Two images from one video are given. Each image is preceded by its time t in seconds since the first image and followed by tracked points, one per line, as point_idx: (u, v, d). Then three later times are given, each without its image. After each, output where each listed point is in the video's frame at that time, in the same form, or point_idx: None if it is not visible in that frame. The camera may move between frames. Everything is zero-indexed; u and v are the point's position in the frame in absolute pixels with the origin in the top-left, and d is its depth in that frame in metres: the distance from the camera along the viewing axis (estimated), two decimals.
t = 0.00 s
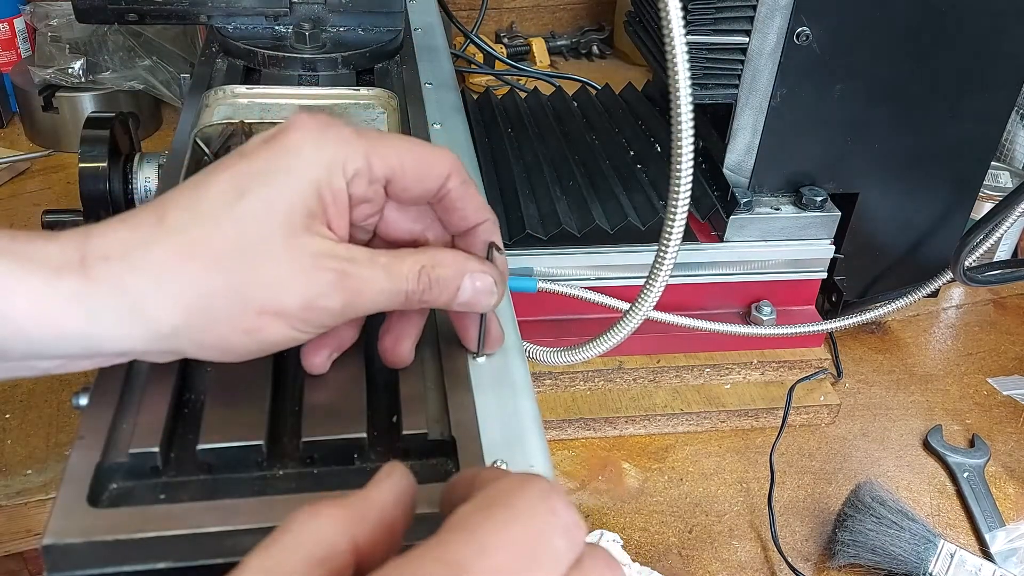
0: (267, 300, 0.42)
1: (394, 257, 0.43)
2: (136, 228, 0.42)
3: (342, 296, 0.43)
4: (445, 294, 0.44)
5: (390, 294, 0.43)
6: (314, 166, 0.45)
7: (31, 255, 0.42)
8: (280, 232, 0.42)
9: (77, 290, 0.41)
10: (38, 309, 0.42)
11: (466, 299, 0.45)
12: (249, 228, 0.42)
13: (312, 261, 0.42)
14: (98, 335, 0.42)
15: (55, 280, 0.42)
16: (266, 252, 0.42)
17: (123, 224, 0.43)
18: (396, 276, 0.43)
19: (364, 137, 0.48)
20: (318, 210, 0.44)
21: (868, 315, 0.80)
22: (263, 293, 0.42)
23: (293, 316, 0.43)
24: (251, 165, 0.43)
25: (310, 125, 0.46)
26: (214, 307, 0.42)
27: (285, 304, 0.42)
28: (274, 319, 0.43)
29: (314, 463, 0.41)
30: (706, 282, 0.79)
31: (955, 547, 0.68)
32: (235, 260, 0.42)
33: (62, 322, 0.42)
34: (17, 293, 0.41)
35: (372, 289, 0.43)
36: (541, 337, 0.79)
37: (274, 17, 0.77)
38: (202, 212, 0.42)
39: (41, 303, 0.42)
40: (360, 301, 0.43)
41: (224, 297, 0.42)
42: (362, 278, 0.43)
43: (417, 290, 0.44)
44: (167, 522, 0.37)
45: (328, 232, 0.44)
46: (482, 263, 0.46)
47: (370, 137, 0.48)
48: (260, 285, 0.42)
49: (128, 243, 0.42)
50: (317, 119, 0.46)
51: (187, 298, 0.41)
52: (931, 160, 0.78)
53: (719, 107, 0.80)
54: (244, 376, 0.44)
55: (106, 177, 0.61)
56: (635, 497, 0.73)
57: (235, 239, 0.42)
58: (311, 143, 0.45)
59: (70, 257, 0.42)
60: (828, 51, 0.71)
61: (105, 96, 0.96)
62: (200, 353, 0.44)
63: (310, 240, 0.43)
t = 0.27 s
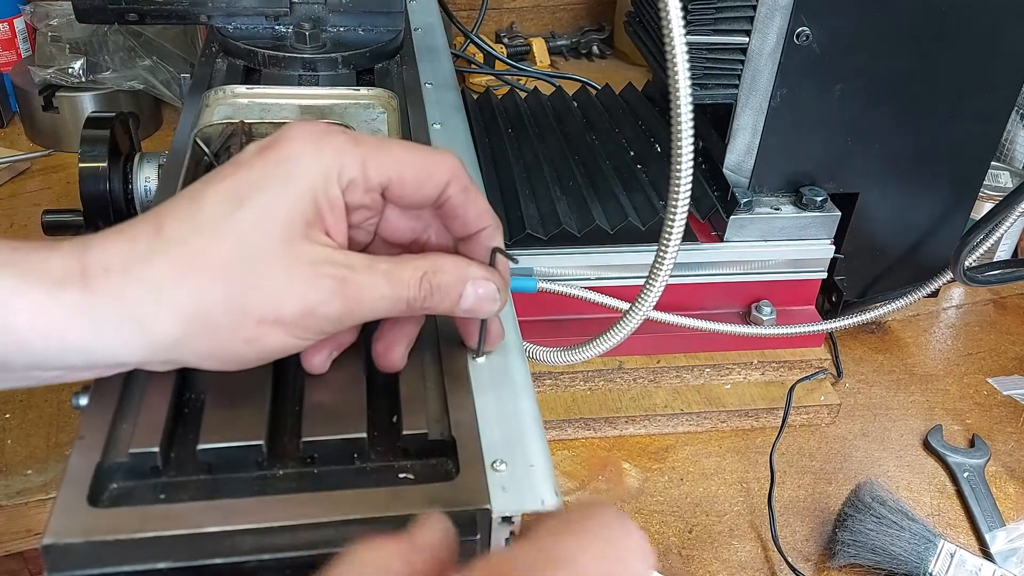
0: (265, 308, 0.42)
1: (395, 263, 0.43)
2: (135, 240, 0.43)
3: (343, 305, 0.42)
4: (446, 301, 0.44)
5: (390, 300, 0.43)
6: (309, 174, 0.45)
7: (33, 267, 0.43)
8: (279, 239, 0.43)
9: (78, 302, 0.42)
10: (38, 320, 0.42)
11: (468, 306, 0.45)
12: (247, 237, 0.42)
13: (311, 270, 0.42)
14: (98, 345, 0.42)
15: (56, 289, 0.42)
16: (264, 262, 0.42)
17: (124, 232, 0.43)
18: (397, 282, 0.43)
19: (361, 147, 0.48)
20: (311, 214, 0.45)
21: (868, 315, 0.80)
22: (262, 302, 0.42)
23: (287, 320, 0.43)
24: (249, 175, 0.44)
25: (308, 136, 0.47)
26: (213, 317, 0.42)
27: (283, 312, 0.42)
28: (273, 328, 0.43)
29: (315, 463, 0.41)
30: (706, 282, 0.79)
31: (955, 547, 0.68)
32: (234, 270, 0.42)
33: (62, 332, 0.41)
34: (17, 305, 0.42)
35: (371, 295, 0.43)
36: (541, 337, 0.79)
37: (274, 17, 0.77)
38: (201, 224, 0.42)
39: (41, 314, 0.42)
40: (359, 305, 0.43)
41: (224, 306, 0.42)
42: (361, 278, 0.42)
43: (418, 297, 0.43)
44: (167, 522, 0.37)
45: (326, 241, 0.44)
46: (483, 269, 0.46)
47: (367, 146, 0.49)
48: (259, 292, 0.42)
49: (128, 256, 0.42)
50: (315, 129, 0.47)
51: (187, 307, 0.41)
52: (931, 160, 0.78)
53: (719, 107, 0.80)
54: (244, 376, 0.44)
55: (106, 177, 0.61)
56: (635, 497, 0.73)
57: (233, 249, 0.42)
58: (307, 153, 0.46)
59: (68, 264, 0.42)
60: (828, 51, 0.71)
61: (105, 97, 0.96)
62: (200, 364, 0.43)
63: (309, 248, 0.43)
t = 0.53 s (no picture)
0: (264, 306, 0.42)
1: (394, 262, 0.43)
2: (136, 237, 0.43)
3: (341, 304, 0.42)
4: (446, 300, 0.44)
5: (390, 300, 0.43)
6: (308, 171, 0.46)
7: (31, 263, 0.42)
8: (278, 239, 0.43)
9: (78, 298, 0.41)
10: (36, 316, 0.41)
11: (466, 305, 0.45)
12: (247, 235, 0.42)
13: (310, 269, 0.42)
14: (98, 342, 0.42)
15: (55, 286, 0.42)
16: (263, 259, 0.42)
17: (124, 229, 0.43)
18: (397, 283, 0.43)
19: (358, 147, 0.48)
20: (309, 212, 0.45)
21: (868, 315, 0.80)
22: (260, 300, 0.42)
23: (288, 320, 0.43)
24: (248, 172, 0.44)
25: (306, 133, 0.47)
26: (213, 314, 0.42)
27: (283, 310, 0.42)
28: (272, 325, 0.43)
29: (314, 463, 0.41)
30: (706, 282, 0.79)
31: (955, 547, 0.68)
32: (234, 268, 0.42)
33: (61, 329, 0.41)
34: (15, 302, 0.41)
35: (369, 296, 0.42)
36: (541, 337, 0.79)
37: (274, 17, 0.77)
38: (201, 221, 0.43)
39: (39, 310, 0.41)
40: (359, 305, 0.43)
41: (223, 304, 0.42)
42: (362, 278, 0.42)
43: (418, 296, 0.43)
44: (167, 522, 0.37)
45: (326, 239, 0.44)
46: (482, 268, 0.46)
47: (364, 147, 0.49)
48: (258, 291, 0.42)
49: (128, 253, 0.42)
50: (313, 127, 0.48)
51: (186, 304, 0.41)
52: (931, 160, 0.78)
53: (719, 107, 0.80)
54: (244, 375, 0.44)
55: (106, 177, 0.61)
56: (635, 497, 0.73)
57: (232, 246, 0.42)
58: (305, 150, 0.46)
59: (68, 264, 0.42)
60: (828, 51, 0.71)
61: (105, 97, 0.96)
62: (200, 360, 0.43)
63: (308, 245, 0.43)
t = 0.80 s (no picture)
0: (262, 307, 0.42)
1: (391, 263, 0.43)
2: (132, 234, 0.43)
3: (339, 308, 0.42)
4: (440, 302, 0.44)
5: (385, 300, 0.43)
6: (306, 175, 0.46)
7: (29, 261, 0.43)
8: (277, 239, 0.43)
9: (75, 296, 0.42)
10: (36, 316, 0.42)
11: (462, 308, 0.45)
12: (243, 234, 0.42)
13: (306, 268, 0.42)
14: (95, 339, 0.42)
15: (54, 285, 0.42)
16: (262, 260, 0.42)
17: (122, 227, 0.43)
18: (392, 282, 0.43)
19: (356, 150, 0.48)
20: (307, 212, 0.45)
21: (868, 315, 0.80)
22: (259, 302, 0.42)
23: (288, 319, 0.43)
24: (246, 171, 0.44)
25: (305, 133, 0.47)
26: (209, 314, 0.42)
27: (279, 309, 0.42)
28: (269, 325, 0.43)
29: (314, 464, 0.41)
30: (706, 282, 0.79)
31: (955, 547, 0.68)
32: (230, 267, 0.42)
33: (59, 327, 0.42)
34: (14, 303, 0.42)
35: (365, 297, 0.42)
36: (540, 337, 0.79)
37: (273, 17, 0.77)
38: (199, 222, 0.43)
39: (37, 309, 0.42)
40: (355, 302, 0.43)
41: (220, 303, 0.42)
42: (361, 279, 0.42)
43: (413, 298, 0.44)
44: (167, 522, 0.37)
45: (322, 238, 0.44)
46: (479, 273, 0.46)
47: (363, 151, 0.49)
48: (257, 291, 0.42)
49: (125, 251, 0.42)
50: (313, 127, 0.47)
51: (183, 304, 0.41)
52: (931, 160, 0.78)
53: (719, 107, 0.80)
54: (243, 375, 0.44)
55: (105, 176, 0.61)
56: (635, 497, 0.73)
57: (229, 246, 0.42)
58: (304, 154, 0.46)
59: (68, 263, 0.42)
60: (828, 51, 0.71)
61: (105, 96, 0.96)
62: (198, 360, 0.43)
63: (306, 246, 0.43)
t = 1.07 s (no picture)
0: (261, 308, 0.42)
1: (389, 263, 0.43)
2: (130, 234, 0.43)
3: (338, 308, 0.42)
4: (439, 302, 0.44)
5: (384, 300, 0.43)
6: (305, 175, 0.46)
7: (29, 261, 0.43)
8: (276, 239, 0.43)
9: (74, 297, 0.42)
10: (36, 316, 0.42)
11: (462, 309, 0.45)
12: (242, 235, 0.42)
13: (305, 270, 0.42)
14: (95, 340, 0.42)
15: (53, 285, 0.42)
16: (261, 260, 0.42)
17: (120, 227, 0.43)
18: (391, 283, 0.43)
19: (357, 151, 0.48)
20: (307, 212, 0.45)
21: (868, 315, 0.80)
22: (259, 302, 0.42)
23: (287, 319, 0.43)
24: (246, 171, 0.44)
25: (306, 134, 0.47)
26: (209, 315, 0.42)
27: (278, 310, 0.42)
28: (268, 325, 0.43)
29: (314, 464, 0.41)
30: (706, 282, 0.79)
31: (955, 547, 0.68)
32: (230, 269, 0.42)
33: (59, 327, 0.42)
34: (14, 303, 0.42)
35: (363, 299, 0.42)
36: (540, 337, 0.79)
37: (273, 17, 0.77)
38: (198, 222, 0.43)
39: (37, 310, 0.42)
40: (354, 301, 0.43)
41: (219, 304, 0.42)
42: (361, 278, 0.42)
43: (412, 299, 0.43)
44: (167, 522, 0.37)
45: (321, 238, 0.44)
46: (479, 273, 0.46)
47: (363, 151, 0.49)
48: (257, 291, 0.42)
49: (124, 251, 0.42)
50: (314, 127, 0.47)
51: (183, 305, 0.41)
52: (931, 160, 0.78)
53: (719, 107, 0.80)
54: (243, 375, 0.44)
55: (105, 176, 0.61)
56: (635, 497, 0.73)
57: (229, 245, 0.42)
58: (303, 154, 0.46)
59: (68, 263, 0.42)
60: (828, 51, 0.71)
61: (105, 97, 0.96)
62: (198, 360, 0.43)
63: (305, 246, 0.43)
